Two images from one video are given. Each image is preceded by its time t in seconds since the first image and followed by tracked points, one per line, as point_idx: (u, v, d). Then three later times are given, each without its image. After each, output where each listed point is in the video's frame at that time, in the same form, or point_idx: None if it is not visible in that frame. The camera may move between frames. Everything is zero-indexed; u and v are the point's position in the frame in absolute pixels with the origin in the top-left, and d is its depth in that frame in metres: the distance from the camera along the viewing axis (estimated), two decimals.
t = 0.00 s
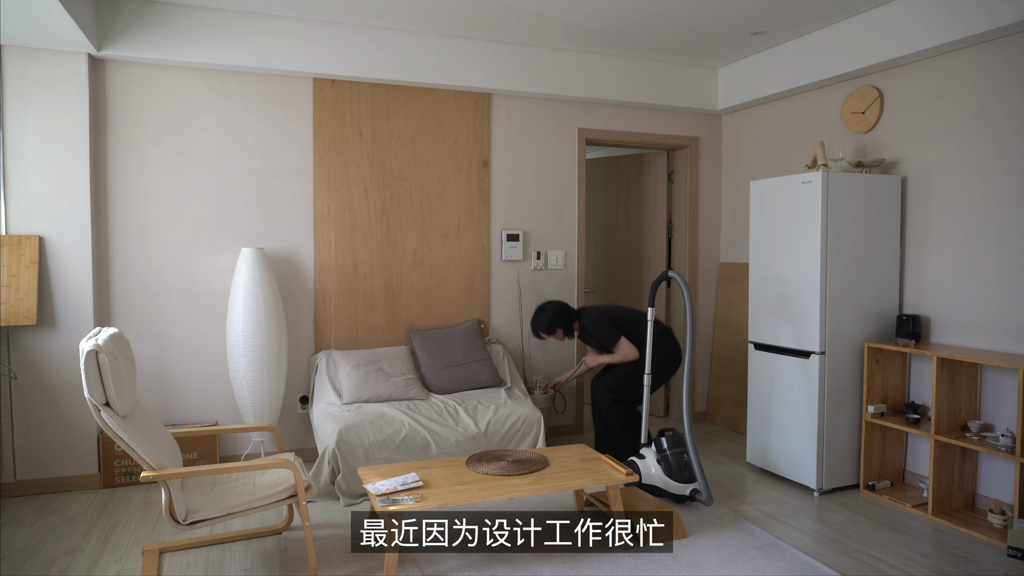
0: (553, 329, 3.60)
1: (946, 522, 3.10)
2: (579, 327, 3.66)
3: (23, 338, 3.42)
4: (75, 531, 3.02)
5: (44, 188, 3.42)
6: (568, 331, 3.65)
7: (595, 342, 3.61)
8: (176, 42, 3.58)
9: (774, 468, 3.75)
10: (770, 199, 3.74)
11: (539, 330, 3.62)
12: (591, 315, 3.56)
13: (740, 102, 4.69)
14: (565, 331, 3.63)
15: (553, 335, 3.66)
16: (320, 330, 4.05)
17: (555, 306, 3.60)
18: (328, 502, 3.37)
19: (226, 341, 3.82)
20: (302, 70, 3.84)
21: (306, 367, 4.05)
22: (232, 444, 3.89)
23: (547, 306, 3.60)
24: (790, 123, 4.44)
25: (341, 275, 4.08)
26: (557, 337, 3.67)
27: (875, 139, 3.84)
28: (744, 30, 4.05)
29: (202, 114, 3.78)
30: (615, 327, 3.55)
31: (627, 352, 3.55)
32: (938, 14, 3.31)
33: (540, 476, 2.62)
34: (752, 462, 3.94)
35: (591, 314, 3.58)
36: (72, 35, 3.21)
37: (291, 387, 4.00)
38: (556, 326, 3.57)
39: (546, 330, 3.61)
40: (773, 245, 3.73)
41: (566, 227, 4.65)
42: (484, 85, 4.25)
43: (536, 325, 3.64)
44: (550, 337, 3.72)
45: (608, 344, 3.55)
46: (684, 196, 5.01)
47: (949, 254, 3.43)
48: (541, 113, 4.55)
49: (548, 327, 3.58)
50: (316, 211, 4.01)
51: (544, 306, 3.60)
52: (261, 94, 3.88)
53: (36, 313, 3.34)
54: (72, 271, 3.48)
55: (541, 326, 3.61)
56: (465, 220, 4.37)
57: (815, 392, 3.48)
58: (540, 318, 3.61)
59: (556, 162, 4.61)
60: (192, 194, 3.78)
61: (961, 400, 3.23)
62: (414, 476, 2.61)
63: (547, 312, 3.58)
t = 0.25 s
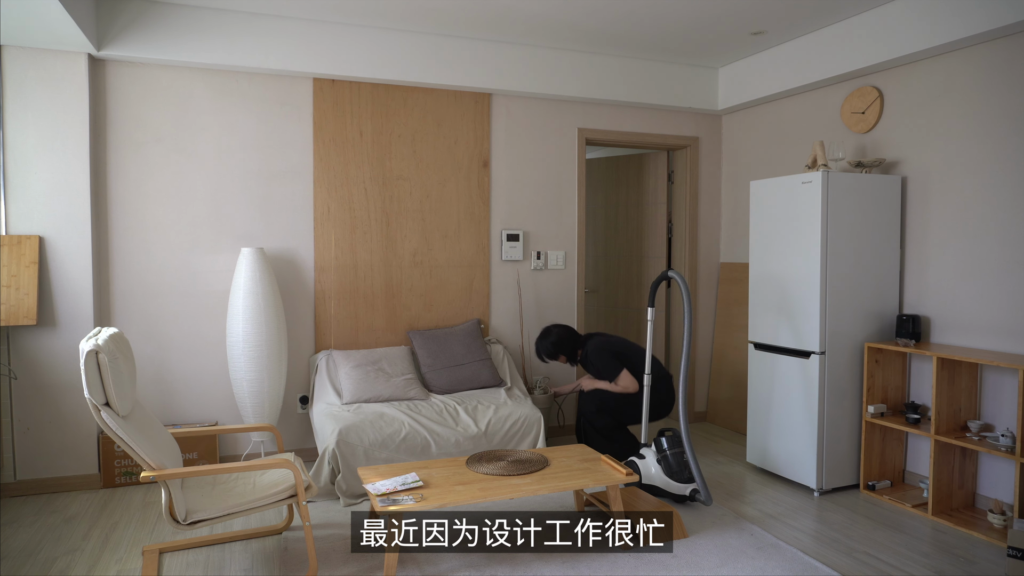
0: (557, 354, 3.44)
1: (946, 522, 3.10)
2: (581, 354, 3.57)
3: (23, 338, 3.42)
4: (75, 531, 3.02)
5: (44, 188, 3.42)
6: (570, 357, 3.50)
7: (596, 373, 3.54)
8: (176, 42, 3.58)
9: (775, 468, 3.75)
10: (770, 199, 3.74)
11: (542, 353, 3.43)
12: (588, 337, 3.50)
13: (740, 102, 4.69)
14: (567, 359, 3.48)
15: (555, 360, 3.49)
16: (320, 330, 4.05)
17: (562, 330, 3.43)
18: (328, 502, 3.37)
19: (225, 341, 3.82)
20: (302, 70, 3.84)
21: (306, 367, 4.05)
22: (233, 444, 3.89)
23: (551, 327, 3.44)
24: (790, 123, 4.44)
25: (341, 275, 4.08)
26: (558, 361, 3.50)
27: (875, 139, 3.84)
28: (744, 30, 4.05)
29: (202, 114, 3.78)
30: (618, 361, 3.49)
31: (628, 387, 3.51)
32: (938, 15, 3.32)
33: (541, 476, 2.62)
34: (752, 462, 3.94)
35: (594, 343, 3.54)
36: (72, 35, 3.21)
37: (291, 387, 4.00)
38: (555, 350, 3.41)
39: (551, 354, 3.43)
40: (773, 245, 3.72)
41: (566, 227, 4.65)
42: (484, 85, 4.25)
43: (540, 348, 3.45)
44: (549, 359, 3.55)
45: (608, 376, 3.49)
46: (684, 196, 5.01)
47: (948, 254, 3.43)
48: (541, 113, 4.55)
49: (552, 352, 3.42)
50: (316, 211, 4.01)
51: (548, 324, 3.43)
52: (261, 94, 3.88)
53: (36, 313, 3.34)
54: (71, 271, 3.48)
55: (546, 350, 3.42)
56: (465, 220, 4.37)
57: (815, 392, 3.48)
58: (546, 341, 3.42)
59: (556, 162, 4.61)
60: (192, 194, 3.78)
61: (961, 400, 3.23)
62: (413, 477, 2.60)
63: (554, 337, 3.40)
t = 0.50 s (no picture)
0: (562, 359, 3.55)
1: (946, 522, 3.10)
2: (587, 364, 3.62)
3: (22, 338, 3.42)
4: (75, 531, 3.02)
5: (44, 188, 3.42)
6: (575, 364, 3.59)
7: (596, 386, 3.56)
8: (176, 42, 3.58)
9: (774, 468, 3.75)
10: (770, 199, 3.74)
11: (549, 355, 3.56)
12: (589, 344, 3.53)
13: (740, 102, 4.69)
14: (572, 365, 3.58)
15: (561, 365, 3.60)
16: (320, 330, 4.05)
17: (571, 336, 3.54)
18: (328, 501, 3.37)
19: (225, 340, 3.82)
20: (302, 70, 3.84)
21: (306, 368, 4.05)
22: (232, 444, 3.89)
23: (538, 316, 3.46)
24: (790, 123, 4.44)
25: (341, 275, 4.08)
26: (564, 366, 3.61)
27: (875, 139, 3.84)
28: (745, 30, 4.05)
29: (202, 114, 3.78)
30: (621, 378, 3.49)
31: (627, 406, 3.49)
32: (938, 15, 3.32)
33: (540, 476, 2.62)
34: (752, 462, 3.94)
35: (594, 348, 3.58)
36: (72, 35, 3.21)
37: (291, 387, 4.00)
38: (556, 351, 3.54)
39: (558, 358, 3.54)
40: (773, 246, 3.72)
41: (566, 227, 4.65)
42: (484, 85, 4.25)
43: (548, 349, 3.57)
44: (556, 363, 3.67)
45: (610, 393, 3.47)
46: (684, 196, 5.01)
47: (949, 254, 3.43)
48: (541, 113, 4.54)
49: (559, 355, 3.52)
50: (315, 211, 4.01)
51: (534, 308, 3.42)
52: (261, 94, 3.88)
53: (36, 314, 3.34)
54: (72, 271, 3.48)
55: (553, 353, 3.53)
56: (465, 220, 4.37)
57: (815, 392, 3.48)
58: (554, 343, 3.54)
59: (556, 162, 4.61)
60: (191, 194, 3.78)
61: (961, 400, 3.23)
62: (413, 477, 2.60)
63: (563, 340, 3.52)
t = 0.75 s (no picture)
0: (567, 355, 3.62)
1: (946, 522, 3.11)
2: (591, 362, 3.65)
3: (22, 338, 3.42)
4: (76, 531, 3.02)
5: (43, 188, 3.42)
6: (580, 360, 3.65)
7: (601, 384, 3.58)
8: (176, 42, 3.58)
9: (774, 468, 3.75)
10: (770, 199, 3.74)
11: (553, 351, 3.63)
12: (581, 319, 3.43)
13: (740, 102, 4.69)
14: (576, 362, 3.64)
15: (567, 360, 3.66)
16: (320, 330, 4.05)
17: (576, 333, 3.61)
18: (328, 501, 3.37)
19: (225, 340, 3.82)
20: (302, 70, 3.84)
21: (306, 368, 4.05)
22: (233, 444, 3.89)
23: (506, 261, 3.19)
24: (790, 123, 4.44)
25: (341, 275, 4.08)
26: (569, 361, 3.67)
27: (875, 139, 3.84)
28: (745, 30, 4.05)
29: (202, 114, 3.78)
30: (625, 376, 3.50)
31: (631, 405, 3.46)
32: (938, 15, 3.32)
33: (540, 476, 2.62)
34: (752, 462, 3.93)
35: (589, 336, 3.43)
36: (72, 35, 3.21)
37: (291, 388, 4.00)
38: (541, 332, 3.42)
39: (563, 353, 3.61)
40: (773, 245, 3.72)
41: (566, 227, 4.65)
42: (484, 85, 4.25)
43: (553, 345, 3.65)
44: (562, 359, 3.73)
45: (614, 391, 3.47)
46: (684, 196, 5.01)
47: (949, 254, 3.43)
48: (541, 113, 4.54)
49: (562, 350, 3.60)
50: (316, 211, 4.01)
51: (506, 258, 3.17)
52: (261, 94, 3.88)
53: (35, 313, 3.34)
54: (72, 271, 3.48)
55: (558, 348, 3.61)
56: (465, 220, 4.37)
57: (815, 392, 3.48)
58: (559, 339, 3.61)
59: (556, 162, 4.61)
60: (192, 194, 3.78)
61: (961, 400, 3.23)
62: (413, 477, 2.60)
63: (568, 336, 3.59)
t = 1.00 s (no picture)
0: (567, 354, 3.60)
1: (946, 522, 3.10)
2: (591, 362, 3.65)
3: (22, 338, 3.42)
4: (76, 531, 3.02)
5: (43, 188, 3.42)
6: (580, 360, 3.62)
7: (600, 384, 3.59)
8: (176, 42, 3.59)
9: (774, 468, 3.75)
10: (770, 199, 3.73)
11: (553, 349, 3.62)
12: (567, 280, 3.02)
13: (740, 102, 4.69)
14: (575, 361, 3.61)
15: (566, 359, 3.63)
16: (320, 330, 4.05)
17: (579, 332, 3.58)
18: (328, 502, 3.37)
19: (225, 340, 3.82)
20: (302, 70, 3.84)
21: (306, 368, 4.05)
22: (233, 444, 3.89)
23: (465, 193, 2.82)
24: (790, 123, 4.44)
25: (341, 275, 4.08)
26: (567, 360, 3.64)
27: (875, 139, 3.84)
28: (745, 30, 4.05)
29: (202, 114, 3.78)
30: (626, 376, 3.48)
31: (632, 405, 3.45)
32: (939, 14, 3.31)
33: (539, 476, 2.62)
34: (752, 462, 3.93)
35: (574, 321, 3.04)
36: (72, 35, 3.21)
37: (291, 388, 4.00)
38: (515, 301, 3.10)
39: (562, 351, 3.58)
40: (773, 246, 3.72)
41: (566, 227, 4.65)
42: (484, 85, 4.25)
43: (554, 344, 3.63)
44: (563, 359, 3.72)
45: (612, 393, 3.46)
46: (684, 196, 5.01)
47: (948, 254, 3.43)
48: (541, 113, 4.54)
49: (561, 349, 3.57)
50: (316, 211, 4.01)
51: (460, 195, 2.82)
52: (261, 94, 3.88)
53: (35, 313, 3.34)
54: (72, 271, 3.48)
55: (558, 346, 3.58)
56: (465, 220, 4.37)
57: (815, 392, 3.48)
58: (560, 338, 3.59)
59: (556, 163, 4.61)
60: (191, 194, 3.78)
61: (961, 400, 3.23)
62: (413, 477, 2.60)
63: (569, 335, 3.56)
